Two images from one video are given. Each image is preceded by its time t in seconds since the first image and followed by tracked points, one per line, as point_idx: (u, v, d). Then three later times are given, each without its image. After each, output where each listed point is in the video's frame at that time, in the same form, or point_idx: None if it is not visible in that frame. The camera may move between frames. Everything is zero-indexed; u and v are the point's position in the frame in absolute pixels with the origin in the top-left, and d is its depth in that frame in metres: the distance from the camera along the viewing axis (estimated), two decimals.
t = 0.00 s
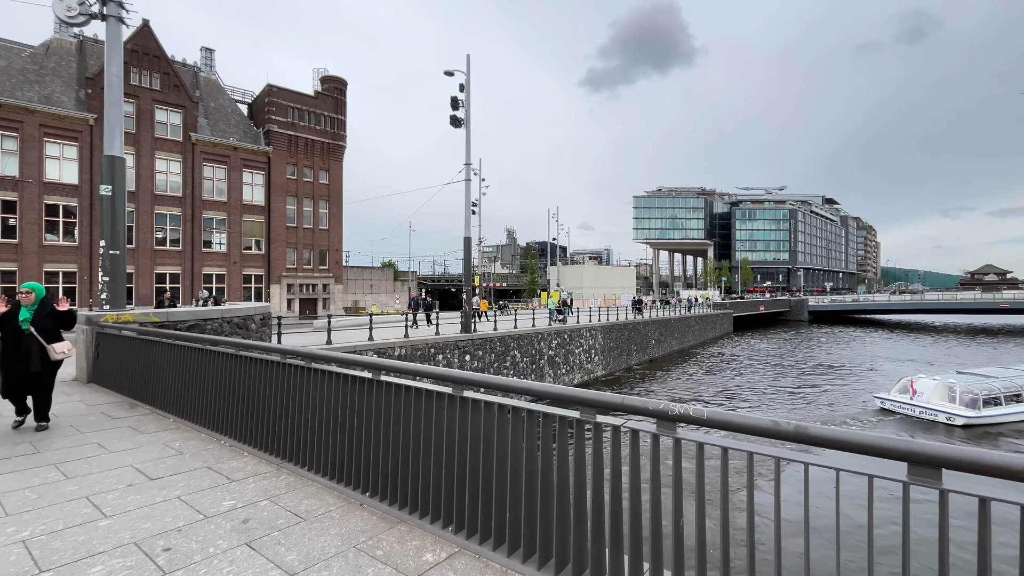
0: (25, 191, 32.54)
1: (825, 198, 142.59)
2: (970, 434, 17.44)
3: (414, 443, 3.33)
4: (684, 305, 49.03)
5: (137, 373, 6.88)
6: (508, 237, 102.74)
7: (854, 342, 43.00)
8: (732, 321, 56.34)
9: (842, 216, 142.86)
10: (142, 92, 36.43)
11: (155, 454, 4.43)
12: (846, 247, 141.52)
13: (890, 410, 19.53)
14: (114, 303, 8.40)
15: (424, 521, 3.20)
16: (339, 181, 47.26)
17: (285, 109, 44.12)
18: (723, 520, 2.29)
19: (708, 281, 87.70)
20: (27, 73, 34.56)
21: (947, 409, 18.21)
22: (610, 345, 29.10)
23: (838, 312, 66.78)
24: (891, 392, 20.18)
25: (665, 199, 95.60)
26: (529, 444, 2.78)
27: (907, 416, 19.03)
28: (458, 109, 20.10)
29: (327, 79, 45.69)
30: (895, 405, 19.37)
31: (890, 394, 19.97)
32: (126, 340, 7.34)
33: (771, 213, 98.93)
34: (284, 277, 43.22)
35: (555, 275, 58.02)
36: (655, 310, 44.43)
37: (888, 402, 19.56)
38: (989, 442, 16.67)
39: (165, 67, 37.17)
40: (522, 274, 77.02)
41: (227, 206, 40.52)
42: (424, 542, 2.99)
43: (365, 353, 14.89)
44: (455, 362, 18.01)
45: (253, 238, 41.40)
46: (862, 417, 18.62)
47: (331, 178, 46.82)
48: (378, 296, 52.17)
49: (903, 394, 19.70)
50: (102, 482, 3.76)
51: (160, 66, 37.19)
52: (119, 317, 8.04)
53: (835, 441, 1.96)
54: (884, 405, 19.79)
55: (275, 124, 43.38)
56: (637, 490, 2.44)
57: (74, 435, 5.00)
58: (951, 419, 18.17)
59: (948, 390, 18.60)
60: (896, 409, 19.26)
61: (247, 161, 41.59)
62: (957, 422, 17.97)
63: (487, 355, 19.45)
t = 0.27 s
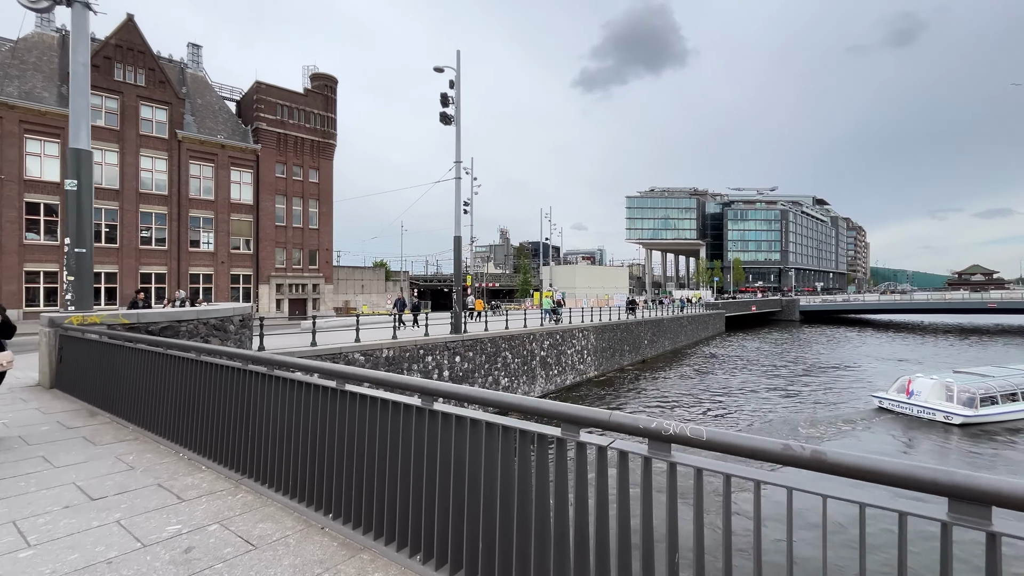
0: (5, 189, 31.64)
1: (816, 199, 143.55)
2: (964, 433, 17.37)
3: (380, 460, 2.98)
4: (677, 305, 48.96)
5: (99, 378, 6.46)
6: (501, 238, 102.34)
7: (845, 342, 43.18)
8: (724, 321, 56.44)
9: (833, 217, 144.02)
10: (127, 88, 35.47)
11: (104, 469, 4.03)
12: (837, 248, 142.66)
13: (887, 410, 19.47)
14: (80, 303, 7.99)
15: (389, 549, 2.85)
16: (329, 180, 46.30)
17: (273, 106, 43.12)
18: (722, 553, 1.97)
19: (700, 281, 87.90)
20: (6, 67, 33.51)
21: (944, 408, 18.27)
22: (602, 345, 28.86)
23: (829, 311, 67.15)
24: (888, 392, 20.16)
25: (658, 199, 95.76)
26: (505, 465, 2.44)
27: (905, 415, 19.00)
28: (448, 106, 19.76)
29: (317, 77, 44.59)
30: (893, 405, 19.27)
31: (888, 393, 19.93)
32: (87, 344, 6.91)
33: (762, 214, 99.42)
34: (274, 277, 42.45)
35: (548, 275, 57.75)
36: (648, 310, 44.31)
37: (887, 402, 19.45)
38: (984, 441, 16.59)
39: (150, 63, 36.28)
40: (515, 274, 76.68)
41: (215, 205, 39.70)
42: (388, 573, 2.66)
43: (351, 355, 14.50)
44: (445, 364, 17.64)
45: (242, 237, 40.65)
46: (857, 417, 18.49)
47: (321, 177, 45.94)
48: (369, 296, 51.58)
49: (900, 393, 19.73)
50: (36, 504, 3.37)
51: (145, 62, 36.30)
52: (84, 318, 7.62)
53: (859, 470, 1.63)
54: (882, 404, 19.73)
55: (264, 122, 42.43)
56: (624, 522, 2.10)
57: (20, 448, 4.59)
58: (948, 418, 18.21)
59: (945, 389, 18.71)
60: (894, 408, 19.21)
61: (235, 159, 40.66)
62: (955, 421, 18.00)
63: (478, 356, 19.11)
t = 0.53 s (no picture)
0: None
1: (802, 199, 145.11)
2: (951, 431, 17.48)
3: (336, 480, 2.67)
4: (666, 304, 49.01)
5: (54, 384, 6.04)
6: (491, 237, 101.89)
7: (832, 341, 43.61)
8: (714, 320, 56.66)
9: (819, 217, 145.75)
10: (106, 82, 33.89)
11: (42, 487, 3.67)
12: (823, 248, 144.39)
13: (879, 408, 19.66)
14: (39, 302, 7.57)
15: None
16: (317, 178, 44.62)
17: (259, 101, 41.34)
18: None
19: (690, 280, 88.33)
20: None
21: (936, 405, 18.52)
22: (592, 345, 28.69)
23: (816, 310, 67.85)
24: (881, 390, 20.37)
25: (648, 199, 96.00)
26: (469, 489, 2.14)
27: (897, 413, 19.18)
28: (435, 102, 19.44)
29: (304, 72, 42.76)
30: (886, 402, 19.53)
31: (880, 392, 20.16)
32: (42, 345, 6.49)
33: (751, 214, 100.20)
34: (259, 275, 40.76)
35: (538, 274, 57.55)
36: (638, 309, 44.28)
37: (879, 400, 19.69)
38: (971, 440, 16.70)
39: (131, 56, 34.65)
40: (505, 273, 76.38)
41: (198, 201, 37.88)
42: None
43: (334, 355, 14.09)
44: (432, 364, 17.29)
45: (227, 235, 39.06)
46: (845, 416, 18.51)
47: (308, 174, 44.18)
48: (357, 295, 50.93)
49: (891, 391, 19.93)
50: None
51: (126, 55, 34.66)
52: (41, 319, 7.19)
53: (881, 507, 1.36)
54: (874, 402, 19.93)
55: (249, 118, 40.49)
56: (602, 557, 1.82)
57: None
58: (940, 415, 18.44)
59: (936, 388, 19.02)
60: (886, 406, 19.41)
61: (220, 156, 38.86)
62: (946, 418, 18.23)
63: (466, 356, 18.77)
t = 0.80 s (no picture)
0: None
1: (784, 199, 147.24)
2: (930, 427, 17.73)
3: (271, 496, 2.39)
4: (652, 303, 49.15)
5: None
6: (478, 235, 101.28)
7: (814, 339, 44.23)
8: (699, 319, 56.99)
9: (801, 217, 148.00)
10: (78, 72, 31.34)
11: None
12: (804, 248, 146.79)
13: (865, 404, 19.99)
14: None
15: None
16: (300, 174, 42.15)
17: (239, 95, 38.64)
18: None
19: (675, 279, 88.87)
20: None
21: (920, 402, 18.76)
22: (577, 343, 28.53)
23: (799, 309, 68.80)
24: (868, 386, 20.64)
25: (634, 199, 96.29)
26: (416, 511, 1.86)
27: (882, 409, 19.46)
28: (418, 96, 19.05)
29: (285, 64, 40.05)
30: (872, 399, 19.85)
31: (867, 387, 20.41)
32: None
33: (735, 214, 101.30)
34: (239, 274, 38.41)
35: (524, 273, 57.29)
36: (624, 308, 44.24)
37: (865, 396, 20.01)
38: (949, 435, 16.95)
39: (106, 46, 32.16)
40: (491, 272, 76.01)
41: (175, 198, 35.37)
42: None
43: (312, 355, 13.66)
44: (414, 363, 16.91)
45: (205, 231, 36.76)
46: (827, 413, 18.66)
47: (291, 170, 41.59)
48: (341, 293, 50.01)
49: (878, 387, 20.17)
50: None
51: (99, 45, 32.10)
52: None
53: (881, 542, 1.12)
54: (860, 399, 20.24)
55: (228, 112, 37.83)
56: None
57: None
58: (924, 412, 18.72)
59: (921, 384, 19.26)
60: (872, 402, 19.73)
61: (199, 151, 36.32)
62: (930, 414, 18.49)
63: (449, 355, 18.42)
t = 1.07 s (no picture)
0: None
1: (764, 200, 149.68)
2: (904, 423, 18.04)
3: (188, 521, 2.15)
4: (634, 301, 49.39)
5: None
6: (462, 233, 100.60)
7: (792, 338, 44.99)
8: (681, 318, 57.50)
9: (781, 217, 150.65)
10: (44, 60, 29.28)
11: None
12: (783, 247, 149.55)
13: (847, 400, 20.41)
14: None
15: None
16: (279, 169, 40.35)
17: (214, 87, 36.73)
18: None
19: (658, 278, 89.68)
20: None
21: (899, 397, 19.23)
22: (560, 342, 28.42)
23: (778, 307, 70.01)
24: (849, 382, 21.04)
25: (618, 198, 96.75)
26: (349, 548, 1.62)
27: (863, 404, 19.92)
28: (397, 90, 18.65)
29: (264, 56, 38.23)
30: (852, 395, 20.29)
31: (849, 384, 20.80)
32: None
33: (716, 213, 102.63)
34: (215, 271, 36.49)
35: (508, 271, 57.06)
36: (608, 306, 44.33)
37: (846, 392, 20.43)
38: (922, 430, 17.27)
39: (74, 34, 30.12)
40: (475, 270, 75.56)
41: (146, 191, 33.50)
42: None
43: (286, 355, 13.19)
44: (393, 363, 16.51)
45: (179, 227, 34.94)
46: (805, 410, 18.88)
47: (269, 165, 39.78)
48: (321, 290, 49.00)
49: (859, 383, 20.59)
50: None
51: (67, 32, 30.01)
52: None
53: None
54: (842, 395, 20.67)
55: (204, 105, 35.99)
56: None
57: None
58: (903, 407, 19.21)
59: (899, 380, 19.69)
60: (853, 398, 20.16)
61: (171, 144, 34.36)
62: (909, 410, 19.00)
63: (429, 355, 18.05)
